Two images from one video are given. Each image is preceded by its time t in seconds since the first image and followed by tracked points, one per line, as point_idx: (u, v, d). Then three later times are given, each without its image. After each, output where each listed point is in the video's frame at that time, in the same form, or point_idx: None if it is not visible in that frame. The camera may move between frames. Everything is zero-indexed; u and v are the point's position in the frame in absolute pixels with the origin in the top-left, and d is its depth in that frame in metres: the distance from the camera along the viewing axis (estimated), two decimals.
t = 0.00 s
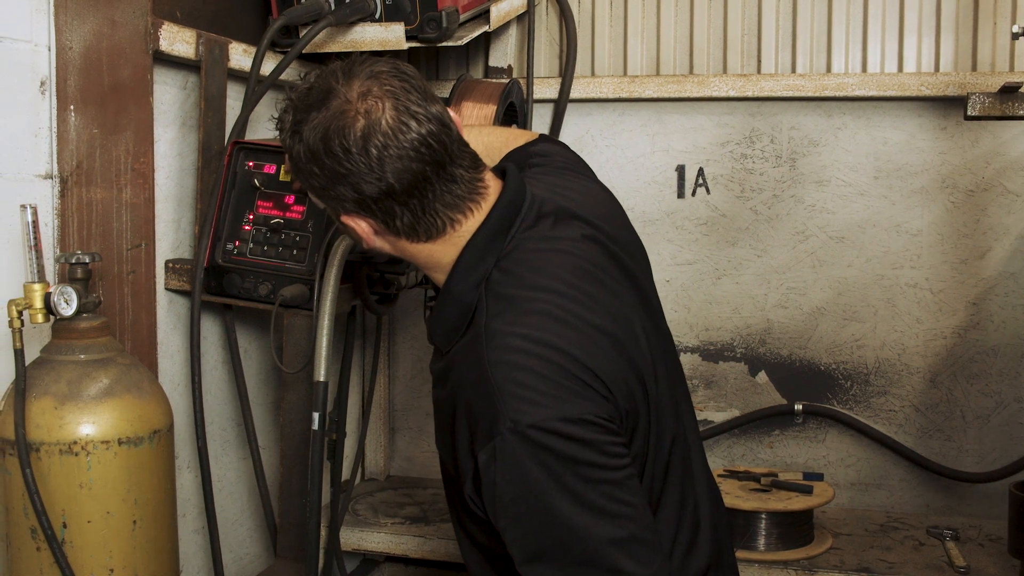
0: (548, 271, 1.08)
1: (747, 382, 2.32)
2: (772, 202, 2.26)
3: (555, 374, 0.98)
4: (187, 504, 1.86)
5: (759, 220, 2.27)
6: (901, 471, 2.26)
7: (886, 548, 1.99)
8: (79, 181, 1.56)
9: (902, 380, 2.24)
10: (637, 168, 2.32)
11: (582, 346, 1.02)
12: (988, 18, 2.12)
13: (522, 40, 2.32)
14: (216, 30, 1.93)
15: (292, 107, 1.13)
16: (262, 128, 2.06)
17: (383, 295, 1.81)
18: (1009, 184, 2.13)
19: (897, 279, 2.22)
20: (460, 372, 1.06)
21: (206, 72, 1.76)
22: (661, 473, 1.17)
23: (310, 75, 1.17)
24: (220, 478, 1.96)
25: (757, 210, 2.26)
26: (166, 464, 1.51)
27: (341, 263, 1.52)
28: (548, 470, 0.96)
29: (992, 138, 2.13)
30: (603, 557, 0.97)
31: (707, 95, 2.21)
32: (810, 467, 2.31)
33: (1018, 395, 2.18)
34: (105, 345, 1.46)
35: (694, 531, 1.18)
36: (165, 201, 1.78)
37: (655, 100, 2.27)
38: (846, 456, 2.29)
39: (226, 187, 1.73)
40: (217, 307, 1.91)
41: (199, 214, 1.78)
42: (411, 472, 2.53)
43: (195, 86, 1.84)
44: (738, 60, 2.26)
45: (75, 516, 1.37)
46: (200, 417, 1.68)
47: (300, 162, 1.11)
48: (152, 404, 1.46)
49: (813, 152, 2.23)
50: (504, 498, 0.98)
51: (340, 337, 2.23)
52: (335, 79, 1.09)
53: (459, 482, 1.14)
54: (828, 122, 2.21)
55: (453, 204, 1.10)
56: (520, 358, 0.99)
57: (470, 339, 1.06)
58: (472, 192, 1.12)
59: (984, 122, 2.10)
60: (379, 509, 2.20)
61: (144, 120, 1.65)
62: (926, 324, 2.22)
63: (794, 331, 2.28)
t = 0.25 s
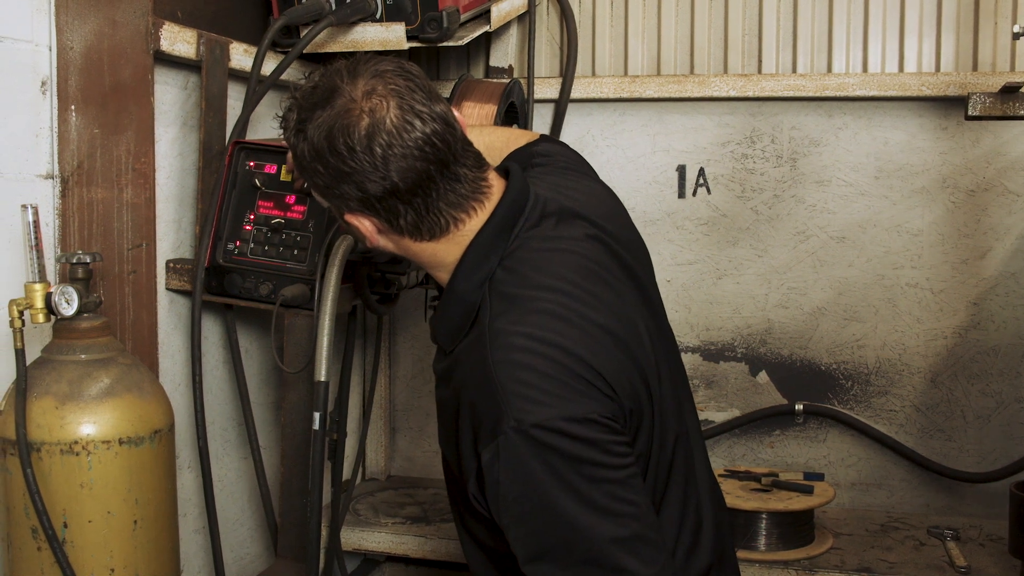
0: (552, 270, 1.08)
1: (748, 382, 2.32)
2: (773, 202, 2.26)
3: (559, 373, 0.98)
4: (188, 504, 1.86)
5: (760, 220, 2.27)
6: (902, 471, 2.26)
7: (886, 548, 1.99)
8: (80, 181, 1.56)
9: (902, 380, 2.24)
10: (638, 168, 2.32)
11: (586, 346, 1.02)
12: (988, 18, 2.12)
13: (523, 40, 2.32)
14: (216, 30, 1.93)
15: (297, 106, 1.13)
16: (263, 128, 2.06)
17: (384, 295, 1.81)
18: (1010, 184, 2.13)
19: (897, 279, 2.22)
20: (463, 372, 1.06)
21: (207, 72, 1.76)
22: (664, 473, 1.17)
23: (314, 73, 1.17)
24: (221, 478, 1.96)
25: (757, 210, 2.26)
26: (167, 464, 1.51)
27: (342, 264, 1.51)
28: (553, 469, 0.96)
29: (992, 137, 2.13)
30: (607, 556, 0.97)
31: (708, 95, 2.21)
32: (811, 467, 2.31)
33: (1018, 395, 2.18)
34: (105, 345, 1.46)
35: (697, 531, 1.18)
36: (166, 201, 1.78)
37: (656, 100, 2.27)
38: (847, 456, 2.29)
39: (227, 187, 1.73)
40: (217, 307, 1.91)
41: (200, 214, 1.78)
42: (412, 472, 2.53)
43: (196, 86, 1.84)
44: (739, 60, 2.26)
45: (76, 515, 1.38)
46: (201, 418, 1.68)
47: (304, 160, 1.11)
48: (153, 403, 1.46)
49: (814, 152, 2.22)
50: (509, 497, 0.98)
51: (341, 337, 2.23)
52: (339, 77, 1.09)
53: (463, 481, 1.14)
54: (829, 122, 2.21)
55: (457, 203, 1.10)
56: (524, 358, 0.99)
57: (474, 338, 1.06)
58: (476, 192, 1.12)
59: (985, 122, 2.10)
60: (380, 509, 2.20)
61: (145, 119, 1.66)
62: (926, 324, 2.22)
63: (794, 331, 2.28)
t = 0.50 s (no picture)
0: (553, 270, 1.08)
1: (749, 382, 2.32)
2: (774, 202, 2.26)
3: (561, 372, 0.98)
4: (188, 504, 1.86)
5: (760, 220, 2.27)
6: (902, 471, 2.26)
7: (887, 548, 1.99)
8: (81, 181, 1.56)
9: (903, 380, 2.24)
10: (639, 168, 2.32)
11: (588, 345, 1.02)
12: (989, 17, 2.12)
13: (524, 40, 2.32)
14: (217, 30, 1.93)
15: (299, 105, 1.13)
16: (264, 129, 2.06)
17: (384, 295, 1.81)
18: (1011, 184, 2.13)
19: (898, 278, 2.22)
20: (464, 372, 1.06)
21: (208, 72, 1.76)
22: (665, 472, 1.17)
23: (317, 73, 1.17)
24: (221, 478, 1.96)
25: (758, 210, 2.26)
26: (168, 464, 1.51)
27: (342, 264, 1.51)
28: (554, 468, 0.96)
29: (993, 137, 2.13)
30: (608, 555, 0.97)
31: (708, 95, 2.21)
32: (811, 467, 2.31)
33: (1019, 395, 2.18)
34: (106, 345, 1.46)
35: (697, 531, 1.18)
36: (167, 201, 1.78)
37: (656, 100, 2.27)
38: (848, 456, 2.29)
39: (227, 187, 1.73)
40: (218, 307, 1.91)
41: (201, 213, 1.78)
42: (412, 472, 2.53)
43: (197, 86, 1.84)
44: (739, 60, 2.26)
45: (76, 515, 1.38)
46: (201, 418, 1.68)
47: (307, 159, 1.11)
48: (154, 403, 1.46)
49: (815, 152, 2.22)
50: (510, 495, 0.98)
51: (342, 337, 2.23)
52: (342, 77, 1.09)
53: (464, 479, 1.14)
54: (830, 122, 2.21)
55: (458, 203, 1.10)
56: (526, 357, 0.99)
57: (475, 338, 1.06)
58: (477, 192, 1.12)
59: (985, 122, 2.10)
60: (381, 509, 2.20)
61: (145, 119, 1.66)
62: (927, 324, 2.22)
63: (795, 331, 2.28)
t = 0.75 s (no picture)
0: (553, 269, 1.08)
1: (749, 382, 2.32)
2: (774, 202, 2.26)
3: (560, 371, 0.98)
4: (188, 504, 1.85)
5: (760, 220, 2.27)
6: (902, 471, 2.26)
7: (887, 548, 1.99)
8: (81, 181, 1.56)
9: (903, 381, 2.24)
10: (639, 168, 2.32)
11: (587, 343, 1.02)
12: (989, 17, 2.12)
13: (524, 40, 2.32)
14: (217, 30, 1.93)
15: (300, 105, 1.13)
16: (264, 129, 2.06)
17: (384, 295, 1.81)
18: (1011, 184, 2.13)
19: (898, 278, 2.22)
20: (465, 372, 1.06)
21: (208, 72, 1.76)
22: (665, 471, 1.17)
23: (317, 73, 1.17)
24: (221, 478, 1.96)
25: (758, 210, 2.26)
26: (168, 464, 1.51)
27: (342, 263, 1.51)
28: (554, 466, 0.96)
29: (993, 137, 2.13)
30: (608, 553, 0.97)
31: (709, 95, 2.21)
32: (812, 467, 2.31)
33: (1019, 395, 2.18)
34: (106, 345, 1.46)
35: (696, 530, 1.18)
36: (167, 201, 1.78)
37: (656, 100, 2.27)
38: (848, 456, 2.29)
39: (227, 187, 1.73)
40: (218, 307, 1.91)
41: (201, 213, 1.78)
42: (412, 472, 2.53)
43: (197, 86, 1.84)
44: (739, 60, 2.26)
45: (76, 515, 1.38)
46: (202, 418, 1.68)
47: (307, 159, 1.11)
48: (154, 403, 1.46)
49: (815, 152, 2.22)
50: (510, 494, 0.98)
51: (342, 337, 2.23)
52: (342, 76, 1.09)
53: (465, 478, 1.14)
54: (830, 122, 2.21)
55: (458, 202, 1.10)
56: (526, 356, 0.99)
57: (476, 337, 1.06)
58: (477, 191, 1.12)
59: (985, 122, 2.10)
60: (381, 509, 2.20)
61: (145, 119, 1.66)
62: (927, 324, 2.22)
63: (795, 331, 2.28)
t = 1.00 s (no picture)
0: (553, 268, 1.08)
1: (749, 382, 2.32)
2: (774, 202, 2.26)
3: (560, 369, 0.99)
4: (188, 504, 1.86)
5: (760, 220, 2.27)
6: (902, 471, 2.26)
7: (887, 548, 1.99)
8: (81, 181, 1.56)
9: (903, 381, 2.24)
10: (639, 168, 2.32)
11: (587, 342, 1.02)
12: (989, 17, 2.12)
13: (524, 40, 2.32)
14: (217, 30, 1.93)
15: (300, 103, 1.13)
16: (264, 129, 2.06)
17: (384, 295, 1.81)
18: (1012, 184, 2.13)
19: (898, 278, 2.22)
20: (465, 370, 1.06)
21: (208, 72, 1.76)
22: (664, 469, 1.17)
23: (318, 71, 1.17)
24: (222, 478, 1.96)
25: (758, 210, 2.26)
26: (169, 464, 1.51)
27: (342, 263, 1.51)
28: (554, 464, 0.96)
29: (993, 137, 2.13)
30: (608, 551, 0.97)
31: (709, 95, 2.21)
32: (812, 467, 2.31)
33: (1019, 395, 2.18)
34: (106, 345, 1.46)
35: (695, 529, 1.18)
36: (168, 201, 1.78)
37: (657, 101, 2.27)
38: (848, 456, 2.29)
39: (228, 187, 1.73)
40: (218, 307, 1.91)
41: (201, 213, 1.78)
42: (413, 472, 2.53)
43: (197, 86, 1.84)
44: (740, 60, 2.26)
45: (77, 515, 1.38)
46: (202, 418, 1.68)
47: (307, 157, 1.11)
48: (155, 403, 1.46)
49: (815, 152, 2.22)
50: (510, 492, 0.98)
51: (342, 337, 2.23)
52: (343, 75, 1.09)
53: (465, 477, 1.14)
54: (830, 122, 2.21)
55: (458, 200, 1.10)
56: (526, 354, 0.99)
57: (476, 336, 1.06)
58: (477, 190, 1.12)
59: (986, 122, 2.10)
60: (381, 509, 2.20)
61: (146, 120, 1.66)
62: (927, 324, 2.22)
63: (795, 331, 2.28)
